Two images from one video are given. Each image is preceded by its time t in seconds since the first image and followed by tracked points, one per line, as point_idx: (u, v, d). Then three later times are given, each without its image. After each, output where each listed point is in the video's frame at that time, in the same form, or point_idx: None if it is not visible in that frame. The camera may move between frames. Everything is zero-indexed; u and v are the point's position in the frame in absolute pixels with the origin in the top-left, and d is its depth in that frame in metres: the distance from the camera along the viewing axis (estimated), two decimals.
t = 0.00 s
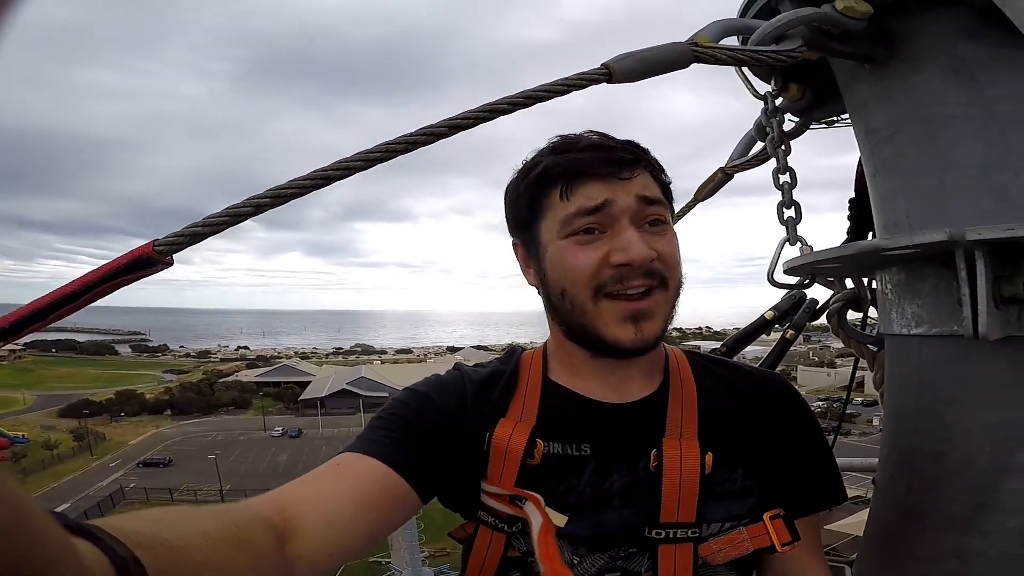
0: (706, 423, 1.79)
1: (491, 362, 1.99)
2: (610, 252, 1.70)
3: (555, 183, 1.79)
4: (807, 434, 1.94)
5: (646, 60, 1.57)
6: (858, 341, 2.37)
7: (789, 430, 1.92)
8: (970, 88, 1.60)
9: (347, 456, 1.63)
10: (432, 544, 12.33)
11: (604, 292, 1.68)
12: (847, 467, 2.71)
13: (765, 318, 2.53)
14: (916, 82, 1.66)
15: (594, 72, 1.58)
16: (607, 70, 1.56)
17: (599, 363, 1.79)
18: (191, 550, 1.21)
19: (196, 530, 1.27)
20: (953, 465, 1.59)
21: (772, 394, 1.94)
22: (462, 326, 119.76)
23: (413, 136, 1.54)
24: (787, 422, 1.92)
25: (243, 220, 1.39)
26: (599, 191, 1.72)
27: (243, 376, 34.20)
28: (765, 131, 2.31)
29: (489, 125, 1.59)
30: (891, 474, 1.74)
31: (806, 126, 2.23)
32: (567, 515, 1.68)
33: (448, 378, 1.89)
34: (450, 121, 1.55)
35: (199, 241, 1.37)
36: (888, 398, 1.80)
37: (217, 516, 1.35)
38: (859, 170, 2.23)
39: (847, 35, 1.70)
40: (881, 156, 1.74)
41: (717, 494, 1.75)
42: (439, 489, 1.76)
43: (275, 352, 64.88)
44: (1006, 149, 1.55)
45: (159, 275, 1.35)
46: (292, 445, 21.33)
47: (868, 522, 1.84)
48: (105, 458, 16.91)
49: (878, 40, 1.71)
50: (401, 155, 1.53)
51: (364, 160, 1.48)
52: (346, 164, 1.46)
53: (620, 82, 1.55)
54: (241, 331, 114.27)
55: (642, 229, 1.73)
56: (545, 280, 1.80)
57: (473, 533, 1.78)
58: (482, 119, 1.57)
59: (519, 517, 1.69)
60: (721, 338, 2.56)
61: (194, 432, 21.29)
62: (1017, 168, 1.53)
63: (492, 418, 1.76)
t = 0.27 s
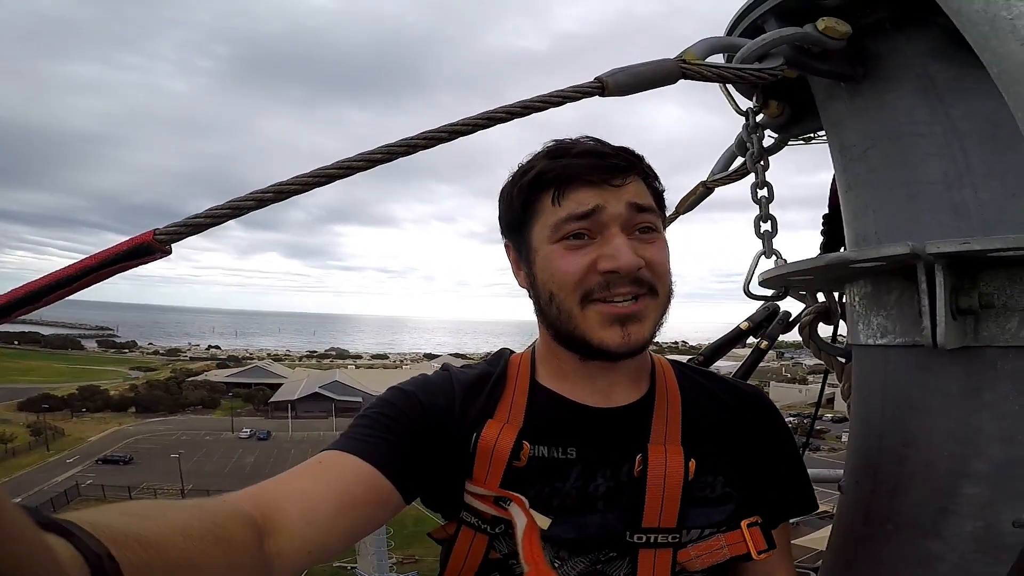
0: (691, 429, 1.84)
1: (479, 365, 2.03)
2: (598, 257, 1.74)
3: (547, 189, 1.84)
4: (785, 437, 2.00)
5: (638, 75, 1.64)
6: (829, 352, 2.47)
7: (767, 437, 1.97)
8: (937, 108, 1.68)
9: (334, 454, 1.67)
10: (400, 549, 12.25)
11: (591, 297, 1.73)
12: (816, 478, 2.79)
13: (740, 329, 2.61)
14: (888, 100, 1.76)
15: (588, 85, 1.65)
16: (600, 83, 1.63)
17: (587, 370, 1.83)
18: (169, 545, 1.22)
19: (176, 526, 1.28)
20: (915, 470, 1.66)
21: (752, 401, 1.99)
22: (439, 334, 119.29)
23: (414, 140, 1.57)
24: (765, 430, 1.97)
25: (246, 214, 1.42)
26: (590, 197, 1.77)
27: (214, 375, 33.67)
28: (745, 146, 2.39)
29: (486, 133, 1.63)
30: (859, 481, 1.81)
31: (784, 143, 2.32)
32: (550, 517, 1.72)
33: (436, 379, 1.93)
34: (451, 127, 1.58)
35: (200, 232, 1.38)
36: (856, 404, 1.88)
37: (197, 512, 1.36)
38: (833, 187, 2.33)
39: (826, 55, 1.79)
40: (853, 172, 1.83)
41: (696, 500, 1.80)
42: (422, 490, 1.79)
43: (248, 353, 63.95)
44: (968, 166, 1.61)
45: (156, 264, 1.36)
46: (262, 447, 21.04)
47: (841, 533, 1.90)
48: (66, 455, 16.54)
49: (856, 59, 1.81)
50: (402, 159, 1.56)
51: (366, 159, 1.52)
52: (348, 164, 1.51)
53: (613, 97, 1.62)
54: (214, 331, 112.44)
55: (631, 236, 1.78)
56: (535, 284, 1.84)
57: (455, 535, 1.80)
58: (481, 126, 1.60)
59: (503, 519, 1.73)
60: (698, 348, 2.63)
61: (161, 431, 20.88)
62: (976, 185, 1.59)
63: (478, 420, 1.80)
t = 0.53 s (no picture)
0: (701, 440, 1.87)
1: (489, 374, 2.05)
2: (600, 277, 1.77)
3: (549, 207, 1.87)
4: (795, 449, 2.00)
5: (651, 89, 1.69)
6: (830, 365, 2.50)
7: (777, 449, 1.97)
8: (942, 125, 1.73)
9: (343, 460, 1.69)
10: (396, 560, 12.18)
11: (593, 317, 1.76)
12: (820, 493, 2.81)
13: (744, 342, 2.65)
14: (894, 116, 1.81)
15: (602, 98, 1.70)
16: (613, 96, 1.68)
17: (593, 387, 1.84)
18: (178, 548, 1.25)
19: (185, 530, 1.30)
20: (918, 480, 1.70)
21: (763, 414, 2.00)
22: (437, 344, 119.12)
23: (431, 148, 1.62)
24: (775, 442, 1.98)
25: (265, 217, 1.47)
26: (590, 217, 1.79)
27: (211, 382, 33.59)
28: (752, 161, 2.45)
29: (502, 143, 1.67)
30: (864, 489, 1.85)
31: (790, 158, 2.38)
32: (559, 527, 1.74)
33: (448, 387, 1.96)
34: (468, 136, 1.62)
35: (218, 236, 1.41)
36: (860, 416, 1.91)
37: (206, 516, 1.38)
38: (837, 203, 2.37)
39: (835, 72, 1.84)
40: (859, 188, 1.88)
41: (705, 512, 1.82)
42: (431, 497, 1.82)
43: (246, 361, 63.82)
44: (972, 183, 1.65)
45: (174, 266, 1.37)
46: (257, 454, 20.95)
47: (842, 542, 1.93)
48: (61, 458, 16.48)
49: (864, 76, 1.86)
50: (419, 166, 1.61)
51: (385, 167, 1.56)
52: (366, 171, 1.55)
53: (626, 109, 1.68)
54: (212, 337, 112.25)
55: (633, 254, 1.79)
56: (540, 300, 1.89)
57: (463, 543, 1.83)
58: (497, 136, 1.64)
59: (513, 528, 1.76)
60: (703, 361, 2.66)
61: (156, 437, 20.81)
62: (981, 203, 1.63)
63: (488, 430, 1.83)
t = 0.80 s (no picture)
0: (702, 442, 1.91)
1: (491, 377, 2.09)
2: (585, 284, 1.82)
3: (534, 216, 1.91)
4: (793, 452, 2.04)
5: (653, 94, 1.75)
6: (815, 367, 2.57)
7: (777, 451, 2.02)
8: (927, 133, 1.80)
9: (347, 463, 1.73)
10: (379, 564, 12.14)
11: (579, 324, 1.81)
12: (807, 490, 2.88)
13: (736, 346, 2.71)
14: (883, 125, 1.88)
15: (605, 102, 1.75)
16: (616, 100, 1.73)
17: (592, 387, 1.89)
18: (183, 551, 1.27)
19: (190, 534, 1.32)
20: (903, 477, 1.76)
21: (761, 414, 2.05)
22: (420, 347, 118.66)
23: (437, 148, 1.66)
24: (775, 443, 2.02)
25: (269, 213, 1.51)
26: (571, 225, 1.83)
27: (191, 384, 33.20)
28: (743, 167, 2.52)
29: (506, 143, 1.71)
30: (852, 492, 1.92)
31: (780, 164, 2.45)
32: (565, 529, 1.79)
33: (451, 390, 1.99)
34: (475, 137, 1.67)
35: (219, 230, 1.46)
36: (847, 415, 1.98)
37: (212, 518, 1.41)
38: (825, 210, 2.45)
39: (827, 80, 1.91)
40: (847, 194, 1.95)
41: (708, 512, 1.87)
42: (435, 499, 1.85)
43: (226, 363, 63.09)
44: (957, 192, 1.72)
45: (176, 261, 1.39)
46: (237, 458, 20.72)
47: (832, 537, 1.99)
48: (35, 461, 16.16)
49: (855, 85, 1.93)
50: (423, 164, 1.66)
51: (391, 165, 1.60)
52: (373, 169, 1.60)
53: (628, 113, 1.73)
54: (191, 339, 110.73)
55: (617, 260, 1.82)
56: (534, 306, 1.95)
57: (467, 544, 1.87)
58: (501, 137, 1.70)
59: (518, 530, 1.79)
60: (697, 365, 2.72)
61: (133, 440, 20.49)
62: (963, 210, 1.70)
63: (492, 433, 1.87)
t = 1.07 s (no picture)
0: (694, 442, 1.91)
1: (483, 378, 2.09)
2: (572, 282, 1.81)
3: (521, 215, 1.91)
4: (783, 452, 2.04)
5: (640, 95, 1.76)
6: (804, 367, 2.57)
7: (766, 450, 2.02)
8: (912, 133, 1.81)
9: (338, 464, 1.71)
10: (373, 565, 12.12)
11: (568, 322, 1.81)
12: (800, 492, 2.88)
13: (726, 346, 2.71)
14: (869, 125, 1.88)
15: (592, 103, 1.76)
16: (603, 101, 1.74)
17: (584, 387, 1.89)
18: (172, 553, 1.26)
19: (180, 535, 1.32)
20: (889, 477, 1.76)
21: (753, 414, 2.05)
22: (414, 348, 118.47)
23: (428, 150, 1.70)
24: (763, 442, 2.03)
25: (263, 216, 1.60)
26: (558, 224, 1.82)
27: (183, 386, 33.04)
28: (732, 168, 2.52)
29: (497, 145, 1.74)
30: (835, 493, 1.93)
31: (768, 165, 2.45)
32: (556, 530, 1.78)
33: (442, 391, 1.98)
34: (465, 139, 1.70)
35: (215, 233, 1.51)
36: (833, 415, 1.98)
37: (203, 520, 1.40)
38: (814, 210, 2.45)
39: (813, 80, 1.92)
40: (834, 193, 1.95)
41: (697, 513, 1.86)
42: (426, 501, 1.84)
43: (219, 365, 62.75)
44: (940, 193, 1.73)
45: (170, 264, 1.43)
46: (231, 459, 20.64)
47: (818, 536, 1.99)
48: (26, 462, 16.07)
49: (840, 85, 1.94)
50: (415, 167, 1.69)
51: (381, 168, 1.63)
52: (362, 171, 1.62)
53: (616, 114, 1.74)
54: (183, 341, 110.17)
55: (604, 257, 1.82)
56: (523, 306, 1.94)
57: (460, 545, 1.86)
58: (491, 139, 1.72)
59: (509, 531, 1.78)
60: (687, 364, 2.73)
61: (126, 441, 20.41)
62: (947, 211, 1.71)
63: (484, 433, 1.86)
